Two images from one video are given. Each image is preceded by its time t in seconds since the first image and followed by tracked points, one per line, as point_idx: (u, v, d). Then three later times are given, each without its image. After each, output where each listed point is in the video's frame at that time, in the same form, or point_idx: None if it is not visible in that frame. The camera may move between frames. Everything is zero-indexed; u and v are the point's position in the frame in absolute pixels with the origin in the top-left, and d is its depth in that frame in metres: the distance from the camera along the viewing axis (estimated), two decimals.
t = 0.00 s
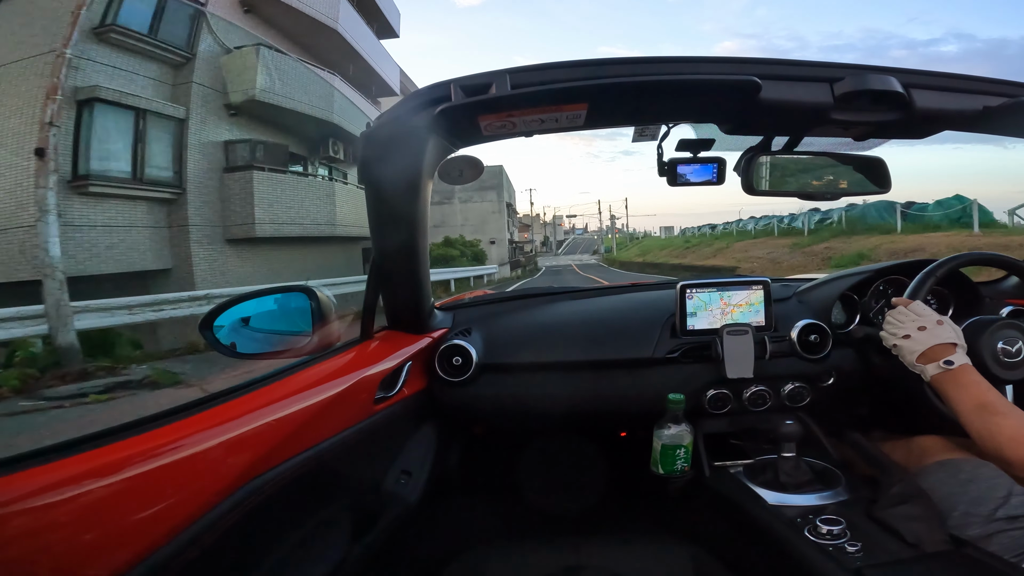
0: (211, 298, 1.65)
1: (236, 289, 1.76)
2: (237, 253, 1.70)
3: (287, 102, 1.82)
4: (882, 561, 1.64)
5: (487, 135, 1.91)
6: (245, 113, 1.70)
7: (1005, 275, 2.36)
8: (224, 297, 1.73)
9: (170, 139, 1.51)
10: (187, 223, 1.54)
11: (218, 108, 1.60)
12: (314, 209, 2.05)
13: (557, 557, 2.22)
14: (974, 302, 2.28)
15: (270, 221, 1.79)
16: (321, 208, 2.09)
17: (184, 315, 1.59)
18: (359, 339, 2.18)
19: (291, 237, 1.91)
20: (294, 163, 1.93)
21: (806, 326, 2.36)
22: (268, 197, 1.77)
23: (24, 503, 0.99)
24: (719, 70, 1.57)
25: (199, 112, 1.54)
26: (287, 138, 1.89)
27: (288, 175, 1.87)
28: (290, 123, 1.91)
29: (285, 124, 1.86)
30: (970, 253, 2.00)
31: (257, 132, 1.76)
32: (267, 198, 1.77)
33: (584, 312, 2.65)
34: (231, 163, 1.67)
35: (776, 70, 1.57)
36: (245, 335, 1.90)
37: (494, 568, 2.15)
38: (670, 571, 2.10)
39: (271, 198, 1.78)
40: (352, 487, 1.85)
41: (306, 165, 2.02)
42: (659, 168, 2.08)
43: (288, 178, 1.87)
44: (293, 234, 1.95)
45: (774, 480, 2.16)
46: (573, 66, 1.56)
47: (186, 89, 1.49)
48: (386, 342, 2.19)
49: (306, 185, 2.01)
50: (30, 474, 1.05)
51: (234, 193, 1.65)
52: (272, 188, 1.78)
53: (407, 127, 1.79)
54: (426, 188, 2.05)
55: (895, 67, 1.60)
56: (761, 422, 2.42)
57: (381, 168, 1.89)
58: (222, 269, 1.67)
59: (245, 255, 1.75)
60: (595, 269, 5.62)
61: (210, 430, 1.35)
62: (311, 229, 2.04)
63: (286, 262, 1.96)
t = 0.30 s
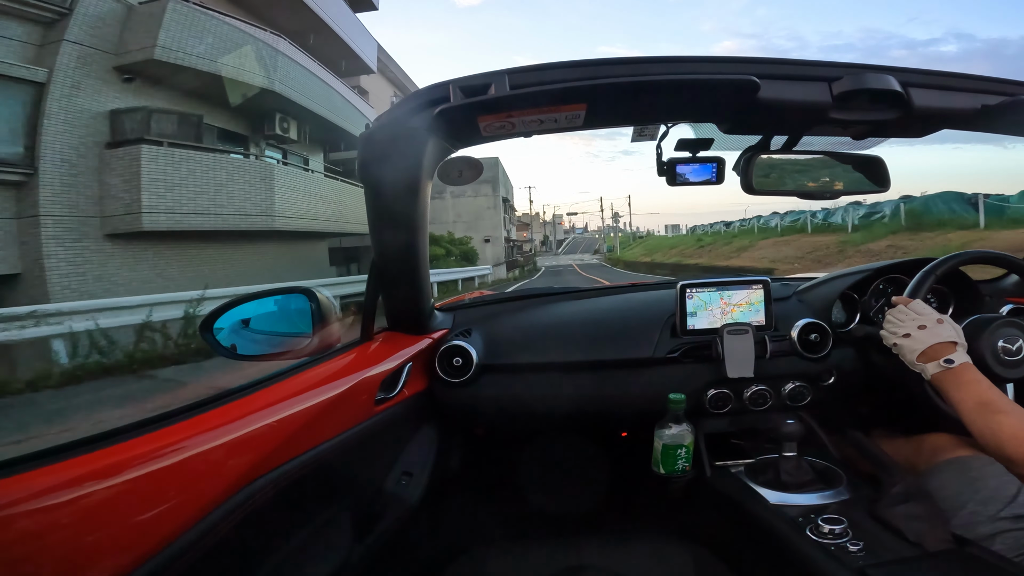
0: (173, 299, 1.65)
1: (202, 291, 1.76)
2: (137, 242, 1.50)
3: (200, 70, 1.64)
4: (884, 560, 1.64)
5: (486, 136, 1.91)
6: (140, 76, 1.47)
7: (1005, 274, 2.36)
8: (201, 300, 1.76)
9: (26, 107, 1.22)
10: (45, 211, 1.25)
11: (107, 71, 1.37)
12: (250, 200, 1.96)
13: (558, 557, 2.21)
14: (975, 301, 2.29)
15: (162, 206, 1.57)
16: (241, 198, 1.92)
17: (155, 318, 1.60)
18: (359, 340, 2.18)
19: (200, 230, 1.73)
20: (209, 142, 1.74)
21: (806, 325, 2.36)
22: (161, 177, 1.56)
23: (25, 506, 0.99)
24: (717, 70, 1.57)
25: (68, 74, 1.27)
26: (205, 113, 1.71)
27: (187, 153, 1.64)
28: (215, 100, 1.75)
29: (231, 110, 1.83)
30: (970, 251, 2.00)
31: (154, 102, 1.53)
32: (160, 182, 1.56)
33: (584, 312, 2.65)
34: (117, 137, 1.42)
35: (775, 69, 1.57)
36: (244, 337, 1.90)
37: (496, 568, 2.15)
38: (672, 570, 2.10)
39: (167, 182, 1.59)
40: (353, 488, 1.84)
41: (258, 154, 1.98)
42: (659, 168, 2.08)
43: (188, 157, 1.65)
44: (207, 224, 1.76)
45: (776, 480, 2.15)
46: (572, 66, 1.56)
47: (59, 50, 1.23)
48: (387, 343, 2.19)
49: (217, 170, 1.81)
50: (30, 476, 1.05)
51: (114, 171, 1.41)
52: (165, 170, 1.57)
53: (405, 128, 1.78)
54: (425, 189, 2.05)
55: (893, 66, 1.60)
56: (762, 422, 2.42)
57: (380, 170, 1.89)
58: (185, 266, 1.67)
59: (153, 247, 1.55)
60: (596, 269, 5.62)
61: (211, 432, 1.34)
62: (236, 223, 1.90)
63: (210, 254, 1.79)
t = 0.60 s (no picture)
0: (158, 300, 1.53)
1: (165, 295, 1.55)
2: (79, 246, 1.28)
3: (124, 32, 1.32)
4: (885, 557, 1.64)
5: (486, 135, 1.91)
6: None
7: (1004, 272, 2.37)
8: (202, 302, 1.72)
9: None
10: None
11: None
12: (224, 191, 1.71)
13: (559, 557, 2.21)
14: (974, 298, 2.29)
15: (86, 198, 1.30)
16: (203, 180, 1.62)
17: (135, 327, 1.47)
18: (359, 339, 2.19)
19: (118, 220, 1.38)
20: (143, 123, 1.45)
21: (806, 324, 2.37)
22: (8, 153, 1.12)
23: (26, 506, 0.98)
24: (717, 68, 1.57)
25: None
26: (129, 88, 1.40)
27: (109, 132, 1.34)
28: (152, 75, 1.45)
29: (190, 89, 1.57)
30: (969, 249, 2.00)
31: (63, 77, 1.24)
32: (37, 166, 1.18)
33: (584, 311, 2.65)
34: None
35: (774, 68, 1.57)
36: (244, 337, 1.89)
37: (496, 567, 2.15)
38: (672, 569, 2.10)
39: (88, 166, 1.30)
40: (354, 488, 1.85)
41: (216, 134, 1.70)
42: (658, 167, 2.09)
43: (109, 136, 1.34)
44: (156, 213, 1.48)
45: (776, 478, 2.16)
46: (572, 66, 1.56)
47: None
48: (387, 343, 2.19)
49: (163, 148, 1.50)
50: (32, 476, 1.05)
51: (25, 157, 1.15)
52: (47, 150, 1.20)
53: (404, 127, 1.78)
54: (425, 188, 2.05)
55: (892, 64, 1.60)
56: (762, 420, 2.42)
57: (380, 170, 1.89)
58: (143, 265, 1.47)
59: (22, 245, 1.16)
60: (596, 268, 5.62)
61: (212, 431, 1.34)
62: (171, 208, 1.53)
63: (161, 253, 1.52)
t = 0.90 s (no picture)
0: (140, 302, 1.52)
1: (71, 304, 1.30)
2: (57, 238, 1.24)
3: (107, 18, 1.31)
4: (885, 557, 1.64)
5: (486, 134, 1.91)
6: None
7: (1004, 270, 2.37)
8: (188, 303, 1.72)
9: None
10: None
11: None
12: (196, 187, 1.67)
13: (559, 556, 2.21)
14: (974, 297, 2.29)
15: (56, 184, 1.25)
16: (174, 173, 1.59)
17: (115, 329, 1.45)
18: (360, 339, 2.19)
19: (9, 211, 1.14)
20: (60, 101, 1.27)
21: (806, 323, 2.37)
22: None
23: (25, 506, 0.98)
24: (717, 67, 1.57)
25: None
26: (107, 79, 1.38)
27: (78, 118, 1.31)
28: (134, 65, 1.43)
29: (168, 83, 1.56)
30: (969, 248, 2.00)
31: None
32: None
33: (584, 310, 2.65)
34: None
35: (773, 67, 1.57)
36: (244, 337, 1.89)
37: (497, 567, 2.15)
38: (673, 569, 2.10)
39: None
40: (354, 487, 1.85)
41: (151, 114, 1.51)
42: (658, 166, 2.09)
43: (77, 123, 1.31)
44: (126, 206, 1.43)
45: (776, 477, 2.16)
46: (571, 65, 1.56)
47: None
48: (387, 342, 2.19)
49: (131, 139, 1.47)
50: (31, 477, 1.04)
51: None
52: None
53: (405, 127, 1.78)
54: (425, 188, 2.05)
55: (892, 64, 1.60)
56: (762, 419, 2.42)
57: (379, 169, 1.89)
58: (117, 263, 1.44)
59: None
60: (596, 267, 5.62)
61: (213, 431, 1.34)
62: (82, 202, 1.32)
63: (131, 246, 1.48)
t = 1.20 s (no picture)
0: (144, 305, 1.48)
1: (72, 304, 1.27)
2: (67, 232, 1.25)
3: (108, 20, 1.29)
4: (885, 557, 1.64)
5: (486, 134, 1.91)
6: None
7: (1004, 271, 2.37)
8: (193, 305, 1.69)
9: None
10: None
11: None
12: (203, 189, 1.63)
13: (559, 556, 2.21)
14: (974, 298, 2.29)
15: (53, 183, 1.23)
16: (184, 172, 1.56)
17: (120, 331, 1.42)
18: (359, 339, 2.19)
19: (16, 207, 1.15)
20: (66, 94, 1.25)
21: (806, 323, 2.37)
22: None
23: (25, 506, 0.98)
24: (719, 68, 1.56)
25: None
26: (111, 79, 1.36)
27: (86, 116, 1.29)
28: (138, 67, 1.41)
29: (178, 86, 1.55)
30: (968, 249, 2.00)
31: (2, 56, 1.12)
32: None
33: (583, 310, 2.65)
34: None
35: (774, 67, 1.57)
36: (244, 336, 1.89)
37: (496, 567, 2.15)
38: (672, 569, 2.10)
39: None
40: (353, 487, 1.85)
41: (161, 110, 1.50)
42: (659, 166, 2.08)
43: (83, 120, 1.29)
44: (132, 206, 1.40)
45: (775, 478, 2.16)
46: (572, 65, 1.56)
47: None
48: (387, 342, 2.19)
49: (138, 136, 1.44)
50: (31, 476, 1.04)
51: None
52: None
53: (405, 127, 1.77)
54: (425, 188, 2.05)
55: (892, 64, 1.60)
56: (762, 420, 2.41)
57: (380, 169, 1.88)
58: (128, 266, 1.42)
59: None
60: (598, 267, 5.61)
61: (212, 431, 1.34)
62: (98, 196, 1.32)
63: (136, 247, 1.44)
